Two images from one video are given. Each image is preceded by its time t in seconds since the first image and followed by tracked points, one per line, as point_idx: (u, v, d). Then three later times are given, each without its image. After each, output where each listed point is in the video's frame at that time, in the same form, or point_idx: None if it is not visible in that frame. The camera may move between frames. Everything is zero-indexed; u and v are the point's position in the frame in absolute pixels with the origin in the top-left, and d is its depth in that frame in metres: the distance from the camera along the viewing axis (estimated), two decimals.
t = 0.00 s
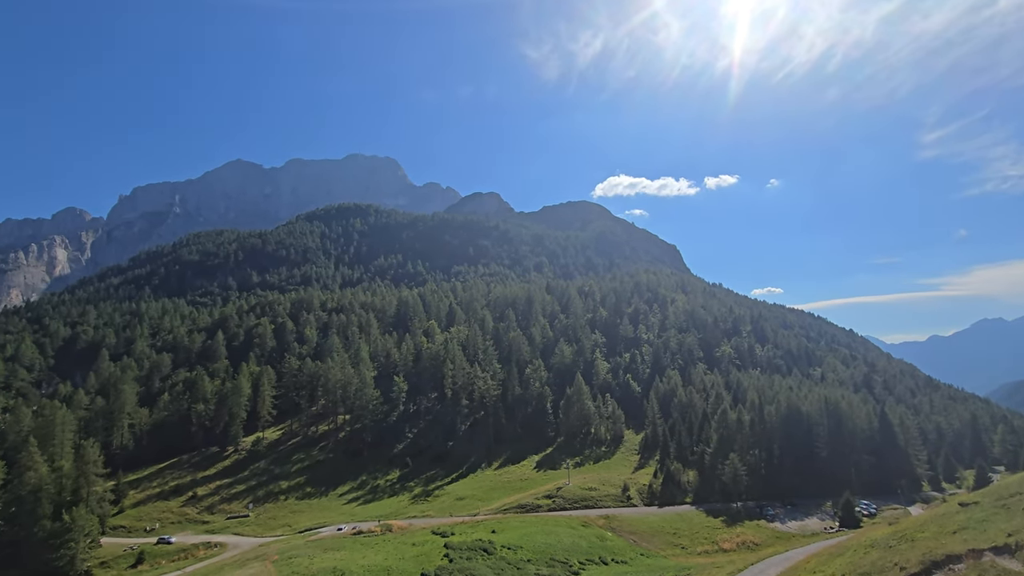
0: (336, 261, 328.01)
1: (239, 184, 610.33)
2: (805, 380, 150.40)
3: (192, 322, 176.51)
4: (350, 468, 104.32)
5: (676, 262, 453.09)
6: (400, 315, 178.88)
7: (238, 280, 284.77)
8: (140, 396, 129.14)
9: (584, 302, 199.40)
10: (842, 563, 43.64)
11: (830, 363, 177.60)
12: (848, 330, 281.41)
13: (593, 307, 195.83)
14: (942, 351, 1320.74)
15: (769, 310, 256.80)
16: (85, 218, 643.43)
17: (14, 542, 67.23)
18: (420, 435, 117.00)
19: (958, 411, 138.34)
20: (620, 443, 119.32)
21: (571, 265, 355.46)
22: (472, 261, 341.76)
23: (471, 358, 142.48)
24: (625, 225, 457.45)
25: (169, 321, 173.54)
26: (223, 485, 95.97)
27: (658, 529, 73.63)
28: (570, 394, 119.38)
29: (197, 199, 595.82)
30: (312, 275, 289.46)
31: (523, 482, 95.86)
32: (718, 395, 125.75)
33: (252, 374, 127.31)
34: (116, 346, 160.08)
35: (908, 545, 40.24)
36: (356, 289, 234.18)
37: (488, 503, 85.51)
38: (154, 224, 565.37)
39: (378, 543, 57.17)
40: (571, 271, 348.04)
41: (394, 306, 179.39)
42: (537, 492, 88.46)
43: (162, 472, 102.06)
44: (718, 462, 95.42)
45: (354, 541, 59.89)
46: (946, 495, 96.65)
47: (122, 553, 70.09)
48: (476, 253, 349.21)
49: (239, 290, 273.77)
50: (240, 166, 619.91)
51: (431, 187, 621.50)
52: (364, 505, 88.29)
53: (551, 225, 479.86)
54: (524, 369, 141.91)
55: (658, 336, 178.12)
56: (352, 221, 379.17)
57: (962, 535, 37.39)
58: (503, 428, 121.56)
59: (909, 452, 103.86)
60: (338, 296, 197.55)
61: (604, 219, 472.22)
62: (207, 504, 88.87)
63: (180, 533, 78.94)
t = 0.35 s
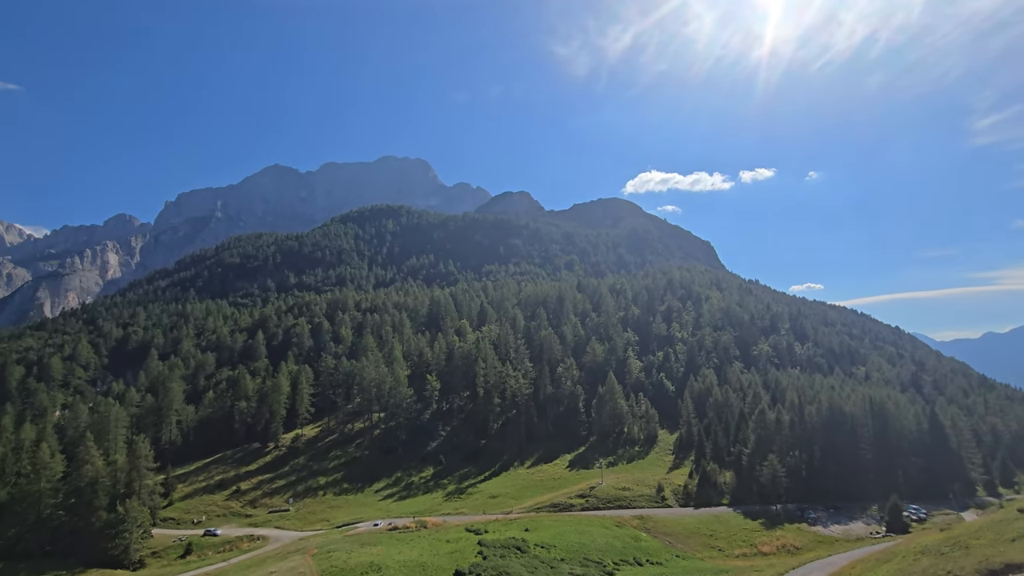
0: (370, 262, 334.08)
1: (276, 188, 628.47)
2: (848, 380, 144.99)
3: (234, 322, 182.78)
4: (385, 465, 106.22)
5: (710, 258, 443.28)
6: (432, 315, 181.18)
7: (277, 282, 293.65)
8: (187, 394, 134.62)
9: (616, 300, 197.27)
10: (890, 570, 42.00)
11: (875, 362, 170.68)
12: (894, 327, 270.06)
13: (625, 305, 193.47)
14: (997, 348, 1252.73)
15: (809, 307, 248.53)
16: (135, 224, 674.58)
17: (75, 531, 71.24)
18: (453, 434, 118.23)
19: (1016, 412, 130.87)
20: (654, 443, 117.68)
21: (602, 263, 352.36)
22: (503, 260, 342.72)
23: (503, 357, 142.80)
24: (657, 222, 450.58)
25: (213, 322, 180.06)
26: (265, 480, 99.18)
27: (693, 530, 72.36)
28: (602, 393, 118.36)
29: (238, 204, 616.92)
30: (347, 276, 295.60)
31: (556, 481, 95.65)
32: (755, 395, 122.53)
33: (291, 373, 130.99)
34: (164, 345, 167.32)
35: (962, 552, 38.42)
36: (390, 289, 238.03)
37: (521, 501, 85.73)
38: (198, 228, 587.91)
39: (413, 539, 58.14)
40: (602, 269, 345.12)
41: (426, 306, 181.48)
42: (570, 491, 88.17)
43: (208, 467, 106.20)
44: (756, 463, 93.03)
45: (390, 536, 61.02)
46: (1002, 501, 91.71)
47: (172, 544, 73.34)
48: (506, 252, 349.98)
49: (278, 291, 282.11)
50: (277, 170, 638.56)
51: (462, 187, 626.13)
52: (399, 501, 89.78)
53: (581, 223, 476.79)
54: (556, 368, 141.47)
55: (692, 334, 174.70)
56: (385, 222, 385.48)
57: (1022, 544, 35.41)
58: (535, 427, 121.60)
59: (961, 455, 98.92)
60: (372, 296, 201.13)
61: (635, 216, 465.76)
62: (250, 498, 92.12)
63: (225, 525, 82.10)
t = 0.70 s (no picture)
0: (401, 260, 338.91)
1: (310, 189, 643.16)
2: (892, 377, 139.37)
3: (271, 320, 188.43)
4: (417, 460, 107.83)
5: (745, 252, 432.55)
6: (462, 312, 182.78)
7: (312, 280, 301.03)
8: (229, 388, 139.64)
9: (647, 296, 194.74)
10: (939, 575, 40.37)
11: (922, 359, 163.51)
12: (942, 321, 258.26)
13: (657, 300, 190.77)
14: None
15: (850, 302, 239.86)
16: (178, 226, 701.57)
17: (128, 518, 75.06)
18: (484, 430, 119.34)
19: None
20: (687, 441, 115.92)
21: (632, 258, 348.29)
22: (532, 256, 342.58)
23: (533, 353, 142.76)
24: (689, 216, 442.24)
25: (251, 320, 186.05)
26: (302, 472, 102.20)
27: (729, 529, 70.99)
28: (634, 390, 117.15)
29: (274, 204, 634.43)
30: (379, 274, 300.62)
31: (587, 478, 95.28)
32: (793, 392, 119.05)
33: (326, 369, 134.28)
34: (207, 342, 173.76)
35: (1019, 560, 36.52)
36: (421, 287, 241.15)
37: (552, 497, 85.79)
38: (237, 229, 607.42)
39: (446, 533, 58.93)
40: (632, 264, 341.00)
41: (457, 303, 183.10)
42: (602, 488, 87.71)
43: (248, 459, 109.93)
44: (794, 463, 90.50)
45: (423, 530, 61.95)
46: None
47: (216, 533, 76.33)
48: (535, 249, 349.73)
49: (313, 289, 289.09)
50: (311, 171, 653.49)
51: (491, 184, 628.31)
52: (432, 495, 91.13)
53: (611, 218, 472.03)
54: (586, 365, 140.59)
55: (726, 330, 170.93)
56: (415, 220, 390.15)
57: None
58: (566, 424, 121.37)
59: (1016, 457, 94.00)
60: (404, 293, 204.13)
61: (666, 210, 458.18)
62: (289, 490, 95.01)
63: (265, 516, 84.95)
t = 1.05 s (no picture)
0: (433, 259, 343.00)
1: (344, 190, 657.01)
2: (944, 375, 132.91)
3: (309, 318, 193.79)
4: (451, 456, 109.05)
5: (783, 245, 419.62)
6: (494, 310, 183.68)
7: (347, 279, 307.61)
8: (270, 385, 144.39)
9: (682, 292, 191.33)
10: None
11: (976, 356, 155.32)
12: (998, 316, 244.47)
13: (691, 296, 187.20)
14: None
15: (897, 296, 229.84)
16: (220, 229, 728.00)
17: (178, 510, 78.62)
18: (517, 427, 119.87)
19: None
20: (724, 440, 113.57)
21: (665, 254, 342.81)
22: (563, 253, 341.42)
23: (565, 350, 142.22)
24: (724, 209, 432.07)
25: (290, 319, 191.82)
26: (340, 467, 104.79)
27: (768, 530, 69.21)
28: (668, 388, 115.47)
29: (310, 206, 650.91)
30: (412, 273, 305.02)
31: (621, 476, 94.50)
32: (836, 390, 114.95)
33: (362, 367, 137.14)
34: (249, 341, 179.84)
35: None
36: (453, 285, 243.55)
37: (586, 495, 85.49)
38: (275, 231, 626.35)
39: (480, 529, 59.54)
40: (665, 260, 335.66)
41: (488, 301, 184.11)
42: (636, 487, 86.85)
43: (289, 454, 113.42)
44: (838, 463, 87.38)
45: (458, 525, 62.69)
46: None
47: (260, 525, 79.17)
48: (566, 246, 348.41)
49: (348, 289, 295.33)
50: (345, 173, 667.14)
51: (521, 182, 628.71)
52: (466, 491, 92.11)
53: (643, 213, 465.62)
54: (619, 362, 139.24)
55: (764, 326, 166.39)
56: (447, 219, 393.98)
57: None
58: (599, 422, 120.58)
59: None
60: (436, 292, 206.60)
61: (700, 204, 448.79)
62: (327, 484, 97.70)
63: (306, 509, 87.63)
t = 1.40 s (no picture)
0: (467, 257, 345.89)
1: (379, 191, 669.33)
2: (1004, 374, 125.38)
3: (347, 317, 198.60)
4: (486, 454, 109.80)
5: (827, 239, 404.37)
6: (528, 308, 183.96)
7: (383, 279, 313.49)
8: (310, 382, 148.68)
9: (719, 288, 186.84)
10: None
11: None
12: None
13: (729, 293, 182.55)
14: None
15: (952, 291, 218.22)
16: (262, 231, 753.32)
17: (226, 501, 81.94)
18: (551, 425, 119.74)
19: None
20: (765, 440, 110.45)
21: (702, 250, 335.54)
22: (597, 250, 338.80)
23: (599, 348, 140.89)
24: (764, 203, 419.35)
25: (329, 318, 197.00)
26: (378, 463, 107.02)
27: (812, 534, 67.01)
28: (706, 386, 113.08)
29: (347, 208, 665.98)
30: (446, 272, 308.35)
31: (658, 476, 93.17)
32: (885, 390, 110.04)
33: (398, 364, 139.56)
34: (290, 339, 185.66)
35: None
36: (487, 284, 245.03)
37: (622, 495, 84.64)
38: (314, 232, 643.92)
39: (515, 526, 59.86)
40: (702, 256, 328.57)
41: (522, 300, 184.38)
42: (673, 487, 85.55)
43: (329, 450, 116.59)
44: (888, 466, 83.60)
45: (494, 522, 63.07)
46: None
47: (303, 518, 81.69)
48: (600, 243, 345.60)
49: (384, 288, 301.08)
50: (380, 174, 679.35)
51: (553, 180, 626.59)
52: (501, 489, 92.61)
53: (678, 209, 456.98)
54: (654, 360, 137.14)
55: (807, 323, 160.80)
56: (480, 218, 396.48)
57: None
58: (634, 421, 119.20)
59: None
60: (470, 290, 208.29)
61: (738, 198, 437.13)
62: (366, 479, 100.02)
63: (346, 503, 89.96)
